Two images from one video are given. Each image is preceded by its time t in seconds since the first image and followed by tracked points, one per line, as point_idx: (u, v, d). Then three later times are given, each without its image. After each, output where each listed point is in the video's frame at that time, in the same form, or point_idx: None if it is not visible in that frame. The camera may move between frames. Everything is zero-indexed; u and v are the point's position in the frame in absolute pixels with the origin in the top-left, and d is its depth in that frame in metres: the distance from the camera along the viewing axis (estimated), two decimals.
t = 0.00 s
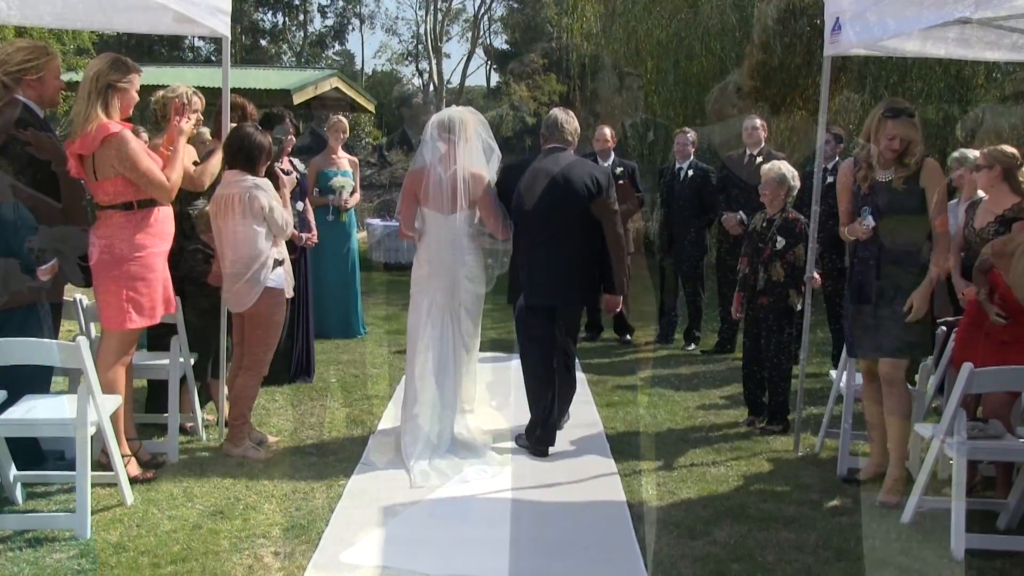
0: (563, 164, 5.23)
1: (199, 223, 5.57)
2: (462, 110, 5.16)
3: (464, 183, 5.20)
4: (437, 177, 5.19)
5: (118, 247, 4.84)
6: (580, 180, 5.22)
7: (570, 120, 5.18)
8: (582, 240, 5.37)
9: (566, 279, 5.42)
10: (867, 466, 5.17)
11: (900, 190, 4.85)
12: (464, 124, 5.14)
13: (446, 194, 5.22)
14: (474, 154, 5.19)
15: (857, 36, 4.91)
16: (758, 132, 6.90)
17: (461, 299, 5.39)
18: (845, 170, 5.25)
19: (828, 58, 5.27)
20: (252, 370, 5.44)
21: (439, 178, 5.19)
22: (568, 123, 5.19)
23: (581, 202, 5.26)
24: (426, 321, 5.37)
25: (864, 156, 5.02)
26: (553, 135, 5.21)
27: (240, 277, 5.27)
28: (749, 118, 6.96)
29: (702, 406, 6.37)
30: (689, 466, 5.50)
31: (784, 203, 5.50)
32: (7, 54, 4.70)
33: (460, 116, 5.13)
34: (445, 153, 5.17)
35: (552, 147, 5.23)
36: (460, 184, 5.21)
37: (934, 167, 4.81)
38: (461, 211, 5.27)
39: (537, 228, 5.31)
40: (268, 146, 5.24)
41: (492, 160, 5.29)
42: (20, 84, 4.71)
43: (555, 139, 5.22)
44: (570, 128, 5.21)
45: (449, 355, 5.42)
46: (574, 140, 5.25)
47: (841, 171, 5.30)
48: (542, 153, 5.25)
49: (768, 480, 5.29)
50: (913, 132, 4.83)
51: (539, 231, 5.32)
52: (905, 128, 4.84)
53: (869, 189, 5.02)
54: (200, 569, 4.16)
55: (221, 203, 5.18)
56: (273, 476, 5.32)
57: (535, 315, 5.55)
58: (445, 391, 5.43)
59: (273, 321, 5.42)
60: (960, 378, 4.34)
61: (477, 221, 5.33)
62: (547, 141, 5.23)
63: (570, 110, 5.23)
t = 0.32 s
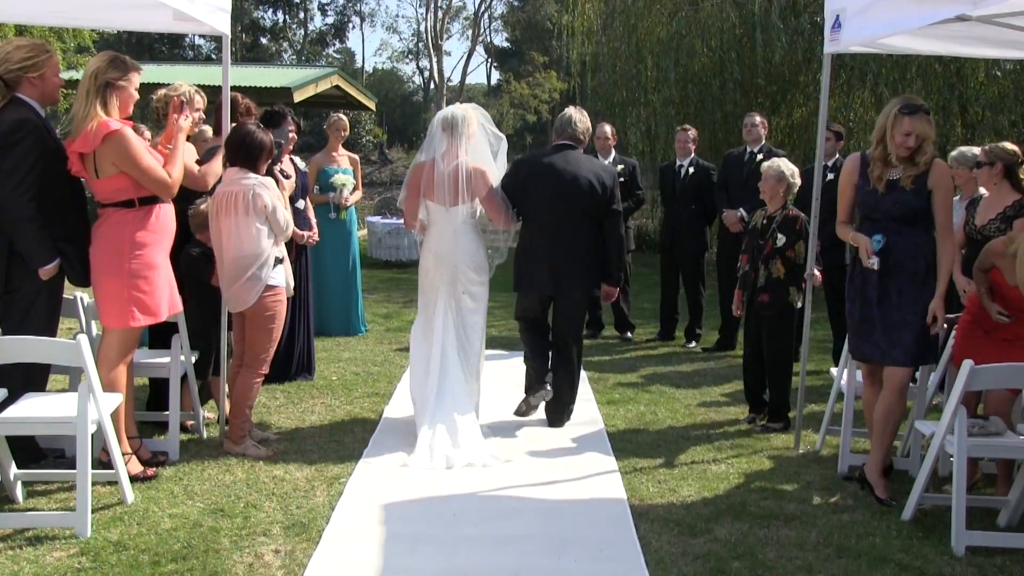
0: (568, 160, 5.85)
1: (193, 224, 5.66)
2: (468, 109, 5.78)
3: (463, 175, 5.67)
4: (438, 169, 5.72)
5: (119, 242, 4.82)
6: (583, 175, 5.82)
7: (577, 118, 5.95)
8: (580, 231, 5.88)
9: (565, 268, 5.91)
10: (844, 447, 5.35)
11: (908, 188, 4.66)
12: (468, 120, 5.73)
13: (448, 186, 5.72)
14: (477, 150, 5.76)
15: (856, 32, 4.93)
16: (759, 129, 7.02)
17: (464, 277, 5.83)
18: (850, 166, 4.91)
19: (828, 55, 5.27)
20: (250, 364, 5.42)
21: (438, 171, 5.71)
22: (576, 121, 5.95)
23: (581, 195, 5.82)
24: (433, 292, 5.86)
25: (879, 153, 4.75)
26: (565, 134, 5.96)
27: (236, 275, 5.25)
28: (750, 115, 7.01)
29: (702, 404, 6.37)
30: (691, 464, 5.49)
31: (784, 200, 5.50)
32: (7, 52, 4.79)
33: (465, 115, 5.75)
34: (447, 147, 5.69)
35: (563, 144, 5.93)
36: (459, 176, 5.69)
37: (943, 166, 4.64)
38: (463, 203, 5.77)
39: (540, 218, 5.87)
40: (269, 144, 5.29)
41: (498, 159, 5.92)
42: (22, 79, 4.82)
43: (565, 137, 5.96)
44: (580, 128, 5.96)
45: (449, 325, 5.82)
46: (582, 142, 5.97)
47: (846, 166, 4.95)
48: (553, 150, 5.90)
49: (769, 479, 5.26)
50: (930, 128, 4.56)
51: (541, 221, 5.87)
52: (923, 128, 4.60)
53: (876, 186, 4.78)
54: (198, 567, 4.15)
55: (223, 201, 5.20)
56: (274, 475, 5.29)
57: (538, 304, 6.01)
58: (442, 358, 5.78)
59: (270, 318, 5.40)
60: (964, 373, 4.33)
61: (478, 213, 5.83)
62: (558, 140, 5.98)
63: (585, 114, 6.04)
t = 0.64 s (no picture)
0: (561, 159, 5.90)
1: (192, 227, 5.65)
2: (465, 112, 5.96)
3: (464, 173, 5.86)
4: (439, 169, 5.89)
5: (118, 246, 4.81)
6: (578, 175, 5.84)
7: (570, 120, 6.00)
8: (574, 229, 5.89)
9: (558, 266, 5.90)
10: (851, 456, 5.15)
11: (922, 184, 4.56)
12: (465, 122, 5.90)
13: (449, 184, 5.90)
14: (477, 151, 5.94)
15: (851, 32, 4.94)
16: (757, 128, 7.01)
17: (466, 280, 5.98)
18: (863, 163, 4.70)
19: (826, 54, 5.27)
20: (248, 365, 5.42)
21: (441, 171, 5.88)
22: (567, 123, 5.99)
23: (573, 193, 5.84)
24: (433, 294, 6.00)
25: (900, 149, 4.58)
26: (558, 135, 6.00)
27: (235, 279, 5.25)
28: (746, 115, 6.98)
29: (701, 404, 6.37)
30: (690, 464, 5.49)
31: (782, 199, 5.50)
32: (8, 57, 4.81)
33: (462, 118, 5.92)
34: (447, 148, 5.86)
35: (557, 145, 5.98)
36: (461, 175, 5.88)
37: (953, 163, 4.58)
38: (464, 202, 5.94)
39: (533, 216, 5.92)
40: (265, 147, 5.28)
41: (495, 160, 6.10)
42: (23, 85, 4.83)
43: (559, 138, 6.00)
44: (574, 129, 6.02)
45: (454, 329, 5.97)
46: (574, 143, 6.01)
47: (858, 164, 4.73)
48: (546, 150, 5.97)
49: (768, 479, 5.26)
50: (954, 123, 4.41)
51: (535, 219, 5.92)
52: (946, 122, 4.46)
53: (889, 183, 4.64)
54: (198, 570, 4.15)
55: (222, 205, 5.20)
56: (274, 477, 5.29)
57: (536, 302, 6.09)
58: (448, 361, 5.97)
59: (268, 320, 5.40)
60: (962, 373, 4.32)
61: (480, 211, 6.00)
62: (552, 140, 6.04)
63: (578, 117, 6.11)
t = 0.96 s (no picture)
0: (546, 165, 5.97)
1: (192, 232, 5.66)
2: (462, 121, 6.05)
3: (460, 181, 5.95)
4: (438, 178, 5.99)
5: (117, 252, 4.81)
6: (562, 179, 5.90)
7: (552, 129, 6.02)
8: (562, 233, 5.94)
9: (548, 268, 5.95)
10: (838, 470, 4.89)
11: (930, 185, 4.53)
12: (463, 131, 5.98)
13: (447, 192, 5.98)
14: (472, 160, 6.00)
15: (849, 31, 4.95)
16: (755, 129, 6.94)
17: (467, 294, 6.13)
18: (889, 154, 4.52)
19: (823, 54, 5.28)
20: (248, 368, 5.41)
21: (440, 180, 5.98)
22: (548, 131, 6.01)
23: (557, 197, 5.89)
24: (432, 304, 6.13)
25: (925, 146, 4.46)
26: (540, 141, 6.03)
27: (234, 286, 5.25)
28: (745, 116, 6.95)
29: (702, 405, 6.37)
30: (690, 465, 5.50)
31: (779, 200, 5.51)
32: (8, 63, 4.81)
33: (459, 126, 6.01)
34: (445, 155, 5.96)
35: (541, 152, 6.03)
36: (457, 183, 5.96)
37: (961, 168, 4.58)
38: (462, 209, 6.02)
39: (526, 221, 5.98)
40: (265, 153, 5.28)
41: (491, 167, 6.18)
42: (22, 91, 4.83)
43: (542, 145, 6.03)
44: (554, 135, 6.04)
45: (457, 343, 6.11)
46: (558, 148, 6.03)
47: (882, 151, 4.54)
48: (532, 157, 6.05)
49: (768, 479, 5.27)
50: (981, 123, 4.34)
51: (524, 223, 5.98)
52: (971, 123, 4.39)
53: (905, 180, 4.53)
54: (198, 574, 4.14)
55: (222, 213, 5.21)
56: (274, 481, 5.29)
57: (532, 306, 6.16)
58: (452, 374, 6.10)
59: (268, 324, 5.38)
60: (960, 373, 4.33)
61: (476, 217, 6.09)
62: (535, 149, 6.07)
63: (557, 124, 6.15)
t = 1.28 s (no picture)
0: (536, 160, 6.30)
1: (190, 235, 5.68)
2: (460, 120, 6.31)
3: (460, 178, 6.23)
4: (439, 174, 6.24)
5: (117, 257, 4.80)
6: (554, 175, 6.27)
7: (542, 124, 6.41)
8: (553, 224, 6.30)
9: (542, 257, 6.31)
10: (861, 488, 4.75)
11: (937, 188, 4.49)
12: (463, 129, 6.24)
13: (447, 188, 6.25)
14: (470, 156, 6.27)
15: (846, 31, 4.95)
16: (755, 129, 6.88)
17: (466, 289, 6.45)
18: (913, 160, 4.35)
19: (821, 53, 5.27)
20: (262, 372, 5.45)
21: (441, 176, 6.23)
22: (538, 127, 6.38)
23: (549, 191, 6.26)
24: (432, 293, 6.42)
25: (939, 152, 4.40)
26: (529, 139, 6.38)
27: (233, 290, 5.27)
28: (745, 116, 6.95)
29: (702, 405, 6.36)
30: (691, 466, 5.50)
31: (778, 198, 5.50)
32: (9, 70, 4.81)
33: (458, 124, 6.26)
34: (447, 152, 6.20)
35: (531, 148, 6.36)
36: (458, 178, 6.24)
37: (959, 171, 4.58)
38: (461, 204, 6.30)
39: (520, 216, 6.29)
40: (264, 158, 5.32)
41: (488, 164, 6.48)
42: (23, 98, 4.83)
43: (531, 142, 6.37)
44: (543, 132, 6.40)
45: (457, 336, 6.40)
46: (548, 144, 6.39)
47: (906, 158, 4.36)
48: (522, 153, 6.35)
49: (769, 480, 5.27)
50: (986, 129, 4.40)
51: (518, 216, 6.30)
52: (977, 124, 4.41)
53: (920, 184, 4.45)
54: None
55: (218, 218, 5.21)
56: (275, 483, 5.29)
57: (524, 295, 6.41)
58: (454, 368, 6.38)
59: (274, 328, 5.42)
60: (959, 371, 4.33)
61: (473, 211, 6.38)
62: (525, 146, 6.41)
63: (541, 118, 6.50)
